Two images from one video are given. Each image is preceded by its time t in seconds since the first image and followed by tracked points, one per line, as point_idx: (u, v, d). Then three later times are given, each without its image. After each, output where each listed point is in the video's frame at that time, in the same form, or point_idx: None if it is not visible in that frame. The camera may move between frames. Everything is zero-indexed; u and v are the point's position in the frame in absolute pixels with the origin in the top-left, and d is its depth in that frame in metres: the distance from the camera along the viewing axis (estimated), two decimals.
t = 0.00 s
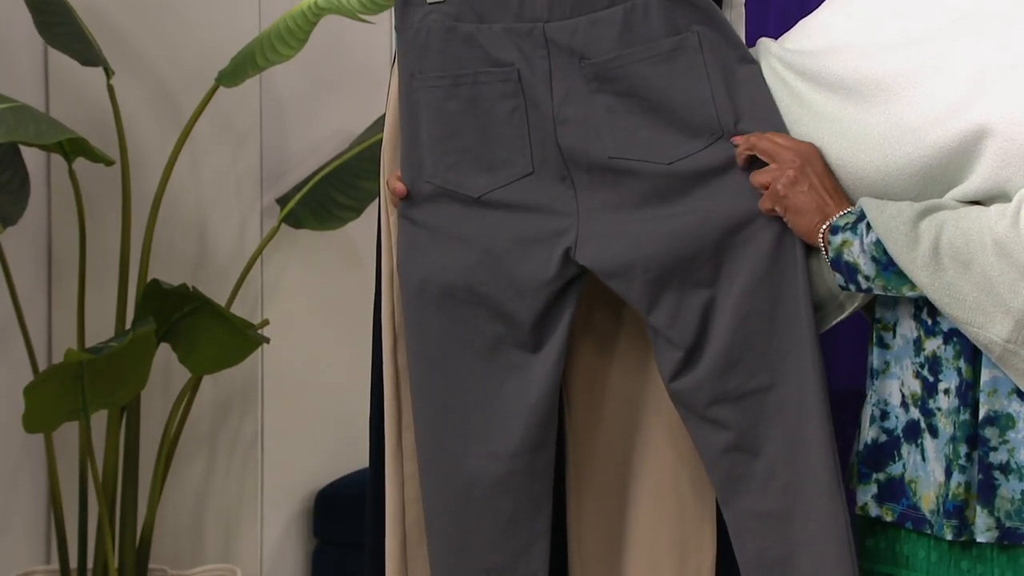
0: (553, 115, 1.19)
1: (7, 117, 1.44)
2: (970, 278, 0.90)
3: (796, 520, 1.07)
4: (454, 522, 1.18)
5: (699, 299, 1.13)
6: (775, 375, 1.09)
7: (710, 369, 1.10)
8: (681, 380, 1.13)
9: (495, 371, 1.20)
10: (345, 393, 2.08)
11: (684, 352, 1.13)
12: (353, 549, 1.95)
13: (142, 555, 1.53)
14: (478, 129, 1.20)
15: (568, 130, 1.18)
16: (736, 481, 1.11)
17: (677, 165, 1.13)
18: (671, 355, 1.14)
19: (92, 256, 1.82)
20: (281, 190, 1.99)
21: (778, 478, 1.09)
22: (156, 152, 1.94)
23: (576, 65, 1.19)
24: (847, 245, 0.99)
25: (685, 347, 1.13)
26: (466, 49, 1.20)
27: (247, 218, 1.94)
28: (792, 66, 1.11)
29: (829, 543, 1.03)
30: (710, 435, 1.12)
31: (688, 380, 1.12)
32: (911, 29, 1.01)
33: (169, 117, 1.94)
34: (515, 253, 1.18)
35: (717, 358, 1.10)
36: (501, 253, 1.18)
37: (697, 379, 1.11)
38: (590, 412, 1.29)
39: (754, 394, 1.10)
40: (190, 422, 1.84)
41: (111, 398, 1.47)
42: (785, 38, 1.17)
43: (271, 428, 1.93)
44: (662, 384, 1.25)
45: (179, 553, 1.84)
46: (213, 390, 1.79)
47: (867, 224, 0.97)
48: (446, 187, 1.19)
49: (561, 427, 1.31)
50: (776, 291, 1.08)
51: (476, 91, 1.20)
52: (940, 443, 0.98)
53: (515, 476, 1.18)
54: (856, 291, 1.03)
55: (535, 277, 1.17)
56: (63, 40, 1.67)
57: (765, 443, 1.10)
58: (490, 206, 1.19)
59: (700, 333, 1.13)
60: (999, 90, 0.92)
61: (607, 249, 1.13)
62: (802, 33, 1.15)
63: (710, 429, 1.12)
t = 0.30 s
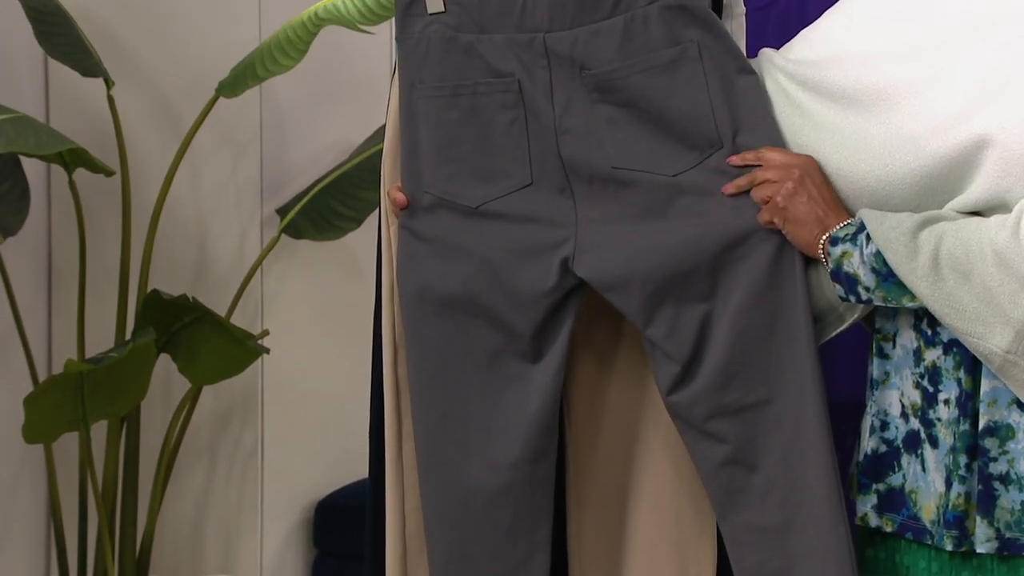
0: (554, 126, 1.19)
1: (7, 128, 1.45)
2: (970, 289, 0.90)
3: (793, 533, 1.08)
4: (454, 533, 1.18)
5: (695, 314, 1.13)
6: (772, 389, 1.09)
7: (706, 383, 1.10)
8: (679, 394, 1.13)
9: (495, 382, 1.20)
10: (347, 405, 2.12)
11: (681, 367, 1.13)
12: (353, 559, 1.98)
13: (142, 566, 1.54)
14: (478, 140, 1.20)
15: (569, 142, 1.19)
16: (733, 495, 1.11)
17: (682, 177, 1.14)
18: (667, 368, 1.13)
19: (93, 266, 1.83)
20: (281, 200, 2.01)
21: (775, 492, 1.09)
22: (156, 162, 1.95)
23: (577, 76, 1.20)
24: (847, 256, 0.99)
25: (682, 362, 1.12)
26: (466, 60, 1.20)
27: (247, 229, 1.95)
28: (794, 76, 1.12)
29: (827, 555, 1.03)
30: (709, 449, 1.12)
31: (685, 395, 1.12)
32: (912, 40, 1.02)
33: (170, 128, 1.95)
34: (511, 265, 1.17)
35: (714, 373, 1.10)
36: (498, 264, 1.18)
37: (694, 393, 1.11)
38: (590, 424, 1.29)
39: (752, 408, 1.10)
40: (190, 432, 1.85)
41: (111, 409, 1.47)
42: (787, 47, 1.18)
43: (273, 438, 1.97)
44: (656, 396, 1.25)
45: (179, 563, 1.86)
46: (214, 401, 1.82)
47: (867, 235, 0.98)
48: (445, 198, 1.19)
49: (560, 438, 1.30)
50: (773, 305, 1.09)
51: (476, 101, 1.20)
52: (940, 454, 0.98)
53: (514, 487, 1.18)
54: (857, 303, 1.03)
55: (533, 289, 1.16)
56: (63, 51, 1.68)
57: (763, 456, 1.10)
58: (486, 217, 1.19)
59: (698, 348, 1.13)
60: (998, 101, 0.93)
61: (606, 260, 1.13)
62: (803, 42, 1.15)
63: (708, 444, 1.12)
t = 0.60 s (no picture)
0: (556, 138, 1.19)
1: (6, 138, 1.44)
2: (967, 300, 0.90)
3: (779, 558, 1.06)
4: (454, 544, 1.18)
5: (692, 333, 1.13)
6: (761, 411, 1.08)
7: (697, 403, 1.11)
8: (666, 412, 1.13)
9: (497, 392, 1.20)
10: (347, 415, 2.16)
11: (672, 383, 1.13)
12: (352, 570, 2.02)
13: None
14: (478, 150, 1.20)
15: (570, 154, 1.19)
16: (714, 517, 1.11)
17: (683, 191, 1.14)
18: (660, 384, 1.14)
19: (93, 276, 1.83)
20: (281, 210, 2.03)
21: (756, 517, 1.08)
22: (156, 172, 1.95)
23: (579, 87, 1.19)
24: (846, 268, 0.99)
25: (674, 378, 1.13)
26: (469, 70, 1.20)
27: (246, 239, 1.97)
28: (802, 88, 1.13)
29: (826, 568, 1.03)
30: (693, 468, 1.12)
31: (675, 412, 1.12)
32: (920, 53, 1.03)
33: (170, 139, 1.95)
34: (510, 275, 1.17)
35: (704, 395, 1.10)
36: (499, 274, 1.17)
37: (685, 411, 1.11)
38: (591, 438, 1.29)
39: (739, 429, 1.09)
40: (190, 443, 1.87)
41: (110, 419, 1.47)
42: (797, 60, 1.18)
43: (274, 449, 2.01)
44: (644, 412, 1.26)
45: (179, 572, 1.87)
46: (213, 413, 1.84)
47: (865, 248, 0.98)
48: (444, 208, 1.19)
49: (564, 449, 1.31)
50: (766, 328, 1.08)
51: (478, 112, 1.20)
52: (939, 464, 0.98)
53: (516, 495, 1.18)
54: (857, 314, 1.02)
55: (534, 299, 1.17)
56: (65, 61, 1.68)
57: (747, 478, 1.10)
58: (484, 228, 1.18)
59: (692, 362, 1.13)
60: (1000, 113, 0.93)
61: (608, 270, 1.14)
62: (814, 55, 1.16)
63: (692, 463, 1.12)
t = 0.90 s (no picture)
0: (555, 149, 1.20)
1: (7, 149, 1.44)
2: (964, 312, 0.87)
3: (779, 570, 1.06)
4: (453, 557, 1.18)
5: (690, 344, 1.13)
6: (760, 423, 1.08)
7: (696, 416, 1.11)
8: (665, 424, 1.13)
9: (497, 402, 1.20)
10: (347, 425, 2.17)
11: (671, 396, 1.13)
12: None
13: None
14: (478, 161, 1.21)
15: (569, 165, 1.19)
16: (714, 529, 1.11)
17: (682, 204, 1.15)
18: (658, 396, 1.14)
19: (94, 286, 1.83)
20: (281, 222, 2.04)
21: (756, 528, 1.08)
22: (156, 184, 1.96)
23: (579, 98, 1.20)
24: (845, 279, 0.98)
25: (672, 391, 1.13)
26: (471, 80, 1.21)
27: (246, 250, 1.97)
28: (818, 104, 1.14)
29: None
30: (691, 480, 1.12)
31: (673, 425, 1.12)
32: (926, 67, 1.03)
33: (169, 150, 1.96)
34: (510, 286, 1.17)
35: (702, 407, 1.11)
36: (498, 285, 1.17)
37: (684, 423, 1.11)
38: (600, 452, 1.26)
39: (738, 441, 1.09)
40: (190, 454, 1.88)
41: (110, 430, 1.47)
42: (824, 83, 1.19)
43: (273, 459, 2.01)
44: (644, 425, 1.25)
45: None
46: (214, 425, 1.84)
47: (863, 259, 0.96)
48: (442, 218, 1.18)
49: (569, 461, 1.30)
50: (766, 340, 1.08)
51: (479, 122, 1.21)
52: (938, 475, 0.97)
53: (517, 505, 1.17)
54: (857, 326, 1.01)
55: (533, 310, 1.17)
56: (65, 72, 1.69)
57: (746, 491, 1.09)
58: (485, 237, 1.18)
59: (691, 375, 1.13)
60: (995, 121, 0.91)
61: (607, 282, 1.14)
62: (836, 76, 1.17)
63: (691, 475, 1.12)
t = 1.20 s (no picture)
0: (558, 156, 1.19)
1: (7, 155, 1.44)
2: (959, 320, 0.87)
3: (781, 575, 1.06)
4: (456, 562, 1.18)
5: (692, 348, 1.13)
6: (762, 429, 1.08)
7: (697, 421, 1.11)
8: (666, 429, 1.14)
9: (507, 408, 1.20)
10: (347, 431, 2.17)
11: (672, 401, 1.14)
12: None
13: None
14: (483, 169, 1.21)
15: (573, 170, 1.19)
16: (714, 534, 1.11)
17: (684, 208, 1.14)
18: (659, 401, 1.15)
19: (94, 292, 1.83)
20: (280, 228, 2.04)
21: (757, 534, 1.08)
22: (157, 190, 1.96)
23: (582, 103, 1.19)
24: (844, 287, 0.98)
25: (673, 397, 1.14)
26: (475, 88, 1.21)
27: (247, 256, 1.98)
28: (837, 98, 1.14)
29: None
30: (693, 486, 1.12)
31: (674, 431, 1.13)
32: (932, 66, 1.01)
33: (170, 156, 1.96)
34: (516, 292, 1.18)
35: (705, 411, 1.11)
36: (506, 292, 1.18)
37: (684, 429, 1.12)
38: (606, 467, 1.28)
39: (740, 447, 1.09)
40: (190, 461, 1.87)
41: (110, 438, 1.47)
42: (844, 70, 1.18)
43: (273, 465, 2.01)
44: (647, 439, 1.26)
45: None
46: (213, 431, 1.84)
47: (862, 267, 0.97)
48: (449, 226, 1.20)
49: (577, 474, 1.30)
50: (770, 345, 1.08)
51: (482, 129, 1.21)
52: (933, 481, 0.97)
53: (540, 513, 1.17)
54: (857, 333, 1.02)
55: (538, 316, 1.17)
56: (64, 78, 1.68)
57: (747, 496, 1.10)
58: (492, 244, 1.19)
59: (691, 381, 1.14)
60: (994, 128, 0.90)
61: (603, 283, 1.14)
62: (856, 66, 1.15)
63: (692, 480, 1.12)
